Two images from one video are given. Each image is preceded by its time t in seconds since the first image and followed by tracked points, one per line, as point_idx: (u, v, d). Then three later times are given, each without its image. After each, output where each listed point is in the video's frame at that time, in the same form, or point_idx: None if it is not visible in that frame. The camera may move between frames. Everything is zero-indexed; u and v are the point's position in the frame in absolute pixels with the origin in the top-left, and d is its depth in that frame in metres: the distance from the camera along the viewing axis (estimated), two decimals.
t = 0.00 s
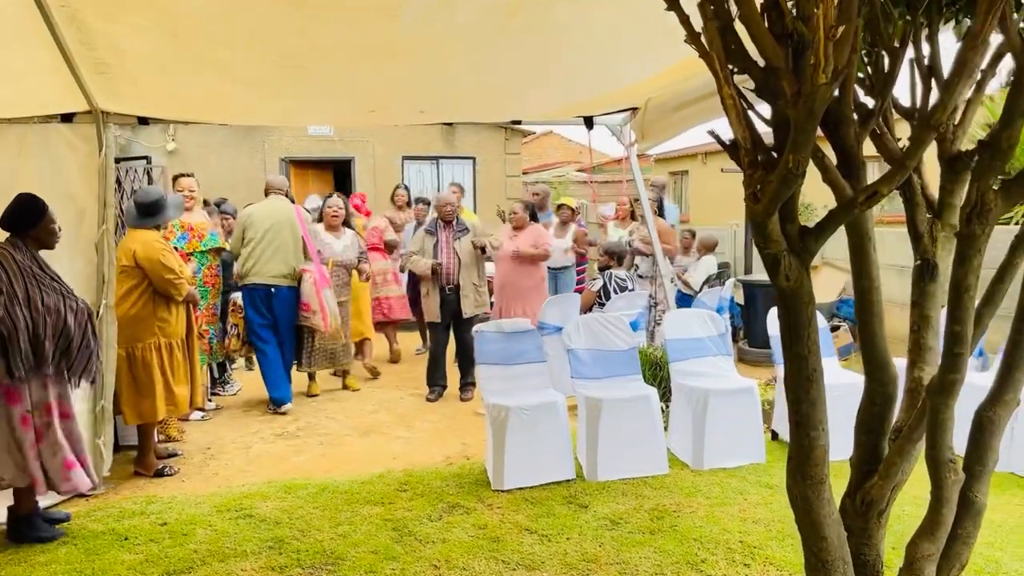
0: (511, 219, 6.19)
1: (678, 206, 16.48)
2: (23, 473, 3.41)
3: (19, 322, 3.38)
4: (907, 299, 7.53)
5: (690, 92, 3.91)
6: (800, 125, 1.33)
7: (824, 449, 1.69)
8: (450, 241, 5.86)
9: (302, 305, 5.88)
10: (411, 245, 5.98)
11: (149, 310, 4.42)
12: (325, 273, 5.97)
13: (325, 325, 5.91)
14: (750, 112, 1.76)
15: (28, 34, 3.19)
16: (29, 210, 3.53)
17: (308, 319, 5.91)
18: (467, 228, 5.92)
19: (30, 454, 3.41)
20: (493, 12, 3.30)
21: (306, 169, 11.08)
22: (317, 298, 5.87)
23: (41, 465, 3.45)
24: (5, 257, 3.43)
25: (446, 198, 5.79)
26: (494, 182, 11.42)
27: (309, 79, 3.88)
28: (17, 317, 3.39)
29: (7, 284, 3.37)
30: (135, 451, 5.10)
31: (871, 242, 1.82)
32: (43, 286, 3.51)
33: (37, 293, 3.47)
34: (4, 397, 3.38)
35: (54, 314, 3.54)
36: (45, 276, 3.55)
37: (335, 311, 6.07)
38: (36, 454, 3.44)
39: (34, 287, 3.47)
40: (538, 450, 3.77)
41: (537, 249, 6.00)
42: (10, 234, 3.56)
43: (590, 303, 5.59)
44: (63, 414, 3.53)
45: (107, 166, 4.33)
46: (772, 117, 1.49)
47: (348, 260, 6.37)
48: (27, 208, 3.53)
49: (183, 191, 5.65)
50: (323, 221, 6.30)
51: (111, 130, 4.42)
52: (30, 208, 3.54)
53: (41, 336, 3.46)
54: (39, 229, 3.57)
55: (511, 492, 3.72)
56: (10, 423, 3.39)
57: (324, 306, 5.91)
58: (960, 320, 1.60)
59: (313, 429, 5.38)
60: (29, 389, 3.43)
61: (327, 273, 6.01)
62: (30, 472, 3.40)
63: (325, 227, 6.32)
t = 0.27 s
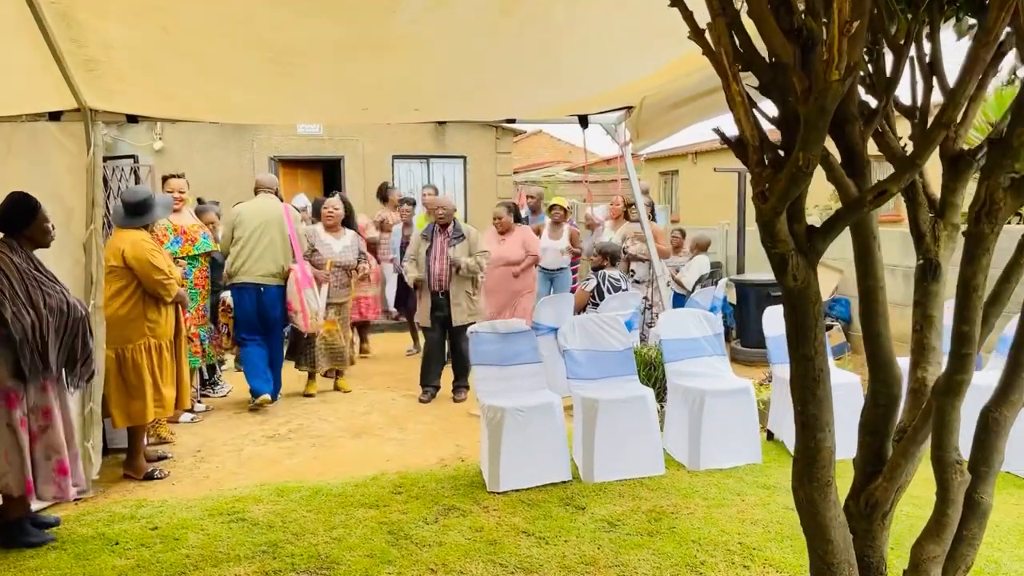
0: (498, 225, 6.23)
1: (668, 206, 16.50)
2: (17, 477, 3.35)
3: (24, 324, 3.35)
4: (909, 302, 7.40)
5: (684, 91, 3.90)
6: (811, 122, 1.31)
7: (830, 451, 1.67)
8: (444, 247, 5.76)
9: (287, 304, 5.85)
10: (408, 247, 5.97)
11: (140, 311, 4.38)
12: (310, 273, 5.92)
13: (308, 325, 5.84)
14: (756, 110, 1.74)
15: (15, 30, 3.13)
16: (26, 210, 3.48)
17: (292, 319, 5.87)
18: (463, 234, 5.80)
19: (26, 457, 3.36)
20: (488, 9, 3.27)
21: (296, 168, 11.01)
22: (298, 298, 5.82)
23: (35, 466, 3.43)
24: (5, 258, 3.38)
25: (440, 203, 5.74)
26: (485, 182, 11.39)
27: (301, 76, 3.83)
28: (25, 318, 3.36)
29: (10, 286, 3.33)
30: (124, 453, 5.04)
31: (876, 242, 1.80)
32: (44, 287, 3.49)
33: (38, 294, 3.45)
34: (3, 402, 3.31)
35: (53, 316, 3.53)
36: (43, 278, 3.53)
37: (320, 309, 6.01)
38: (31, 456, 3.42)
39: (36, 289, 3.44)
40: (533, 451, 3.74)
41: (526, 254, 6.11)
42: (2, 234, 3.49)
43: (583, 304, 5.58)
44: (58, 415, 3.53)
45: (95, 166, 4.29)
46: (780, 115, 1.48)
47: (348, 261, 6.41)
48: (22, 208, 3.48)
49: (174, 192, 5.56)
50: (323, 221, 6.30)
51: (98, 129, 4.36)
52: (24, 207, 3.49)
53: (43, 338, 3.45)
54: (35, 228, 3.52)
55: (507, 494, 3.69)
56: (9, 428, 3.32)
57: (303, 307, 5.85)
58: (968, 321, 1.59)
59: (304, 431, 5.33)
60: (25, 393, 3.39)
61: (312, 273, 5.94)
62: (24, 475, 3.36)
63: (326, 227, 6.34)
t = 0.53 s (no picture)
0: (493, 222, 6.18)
1: (661, 206, 16.50)
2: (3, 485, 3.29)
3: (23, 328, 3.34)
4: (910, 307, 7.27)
5: (680, 92, 3.88)
6: (815, 122, 1.28)
7: (832, 457, 1.65)
8: (433, 245, 5.75)
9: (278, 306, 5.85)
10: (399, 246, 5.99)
11: (129, 314, 4.25)
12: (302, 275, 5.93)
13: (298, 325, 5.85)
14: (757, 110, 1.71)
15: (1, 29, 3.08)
16: (20, 215, 3.46)
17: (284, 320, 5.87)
18: (451, 234, 5.76)
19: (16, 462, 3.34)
20: (483, 9, 3.24)
21: (287, 169, 10.95)
22: (290, 299, 5.81)
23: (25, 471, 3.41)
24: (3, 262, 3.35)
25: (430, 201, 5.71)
26: (477, 183, 11.36)
27: (292, 76, 3.79)
28: (22, 323, 3.34)
29: (7, 291, 3.31)
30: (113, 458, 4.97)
31: (877, 244, 1.77)
32: (41, 291, 3.47)
33: (36, 298, 3.44)
34: None
35: (52, 319, 3.51)
36: (40, 281, 3.51)
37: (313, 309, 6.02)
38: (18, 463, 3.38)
39: (33, 292, 3.43)
40: (527, 455, 3.70)
41: (523, 248, 6.05)
42: None
43: (577, 305, 5.56)
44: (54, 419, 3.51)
45: (83, 166, 4.23)
46: (782, 115, 1.44)
47: (337, 261, 6.30)
48: (18, 212, 3.46)
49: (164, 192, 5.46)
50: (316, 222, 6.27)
51: (87, 129, 4.30)
52: (20, 209, 3.47)
53: (39, 341, 3.43)
54: (27, 231, 3.50)
55: (501, 498, 3.65)
56: None
57: (295, 309, 5.83)
58: (972, 325, 1.57)
59: (297, 435, 5.28)
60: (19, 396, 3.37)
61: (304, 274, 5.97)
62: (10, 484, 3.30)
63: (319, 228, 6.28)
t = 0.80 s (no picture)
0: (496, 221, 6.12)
1: (656, 206, 16.47)
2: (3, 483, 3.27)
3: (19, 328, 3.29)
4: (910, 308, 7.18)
5: (675, 92, 3.85)
6: (817, 121, 1.25)
7: (833, 464, 1.62)
8: (420, 244, 5.68)
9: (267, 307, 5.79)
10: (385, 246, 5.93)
11: (127, 318, 4.20)
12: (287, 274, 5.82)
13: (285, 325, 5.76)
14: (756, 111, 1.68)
15: None
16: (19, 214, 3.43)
17: (273, 321, 5.80)
18: (438, 232, 5.70)
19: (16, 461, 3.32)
20: (477, 9, 3.20)
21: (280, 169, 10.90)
22: (276, 300, 5.72)
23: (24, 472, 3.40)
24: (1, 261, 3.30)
25: (416, 201, 5.62)
26: (471, 183, 11.33)
27: (284, 76, 3.75)
28: (17, 323, 3.29)
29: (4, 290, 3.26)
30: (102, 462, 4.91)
31: (878, 246, 1.75)
32: (39, 291, 3.42)
33: (34, 297, 3.39)
34: None
35: (50, 319, 3.46)
36: (38, 281, 3.46)
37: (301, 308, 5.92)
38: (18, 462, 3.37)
39: (31, 292, 3.38)
40: (521, 458, 3.67)
41: (527, 246, 5.99)
42: None
43: (572, 306, 5.53)
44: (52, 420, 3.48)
45: (73, 167, 4.20)
46: (781, 115, 1.42)
47: (326, 260, 6.08)
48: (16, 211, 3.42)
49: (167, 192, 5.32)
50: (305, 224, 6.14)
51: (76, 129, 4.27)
52: (17, 209, 3.43)
53: (35, 341, 3.39)
54: (28, 230, 3.46)
55: (495, 502, 3.62)
56: None
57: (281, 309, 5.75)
58: (976, 328, 1.54)
59: (289, 437, 5.24)
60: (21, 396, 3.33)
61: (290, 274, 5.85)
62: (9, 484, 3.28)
63: (308, 229, 6.13)
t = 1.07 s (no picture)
0: (503, 221, 6.06)
1: (652, 206, 16.45)
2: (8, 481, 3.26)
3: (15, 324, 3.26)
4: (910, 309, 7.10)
5: (672, 91, 3.83)
6: (821, 115, 1.22)
7: (836, 466, 1.59)
8: (411, 248, 5.61)
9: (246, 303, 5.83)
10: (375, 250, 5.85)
11: (127, 321, 4.17)
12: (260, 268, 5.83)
13: (256, 317, 5.79)
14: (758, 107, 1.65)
15: None
16: (19, 212, 3.40)
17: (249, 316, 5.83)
18: (430, 235, 5.64)
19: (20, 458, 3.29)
20: (474, 7, 3.18)
21: (276, 169, 10.86)
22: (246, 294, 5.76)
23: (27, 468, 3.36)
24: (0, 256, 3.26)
25: (404, 202, 5.57)
26: (468, 183, 11.29)
27: (278, 73, 3.72)
28: (13, 319, 3.26)
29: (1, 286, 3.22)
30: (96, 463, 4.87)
31: (882, 246, 1.72)
32: (41, 288, 3.37)
33: (34, 295, 3.34)
34: None
35: (51, 317, 3.41)
36: (40, 277, 3.41)
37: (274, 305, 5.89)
38: (23, 461, 3.34)
39: (31, 289, 3.33)
40: (518, 459, 3.64)
41: (528, 251, 5.90)
42: None
43: (569, 306, 5.49)
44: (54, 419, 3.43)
45: (65, 165, 4.15)
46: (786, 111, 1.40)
47: (314, 258, 5.99)
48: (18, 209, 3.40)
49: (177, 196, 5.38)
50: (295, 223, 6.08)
51: (69, 128, 4.23)
52: (18, 209, 3.40)
53: (34, 339, 3.34)
54: (29, 228, 3.44)
55: (492, 504, 3.59)
56: None
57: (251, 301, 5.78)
58: (981, 329, 1.52)
59: (284, 438, 5.20)
60: (19, 390, 3.31)
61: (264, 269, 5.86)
62: (17, 481, 3.27)
63: (299, 228, 6.08)
